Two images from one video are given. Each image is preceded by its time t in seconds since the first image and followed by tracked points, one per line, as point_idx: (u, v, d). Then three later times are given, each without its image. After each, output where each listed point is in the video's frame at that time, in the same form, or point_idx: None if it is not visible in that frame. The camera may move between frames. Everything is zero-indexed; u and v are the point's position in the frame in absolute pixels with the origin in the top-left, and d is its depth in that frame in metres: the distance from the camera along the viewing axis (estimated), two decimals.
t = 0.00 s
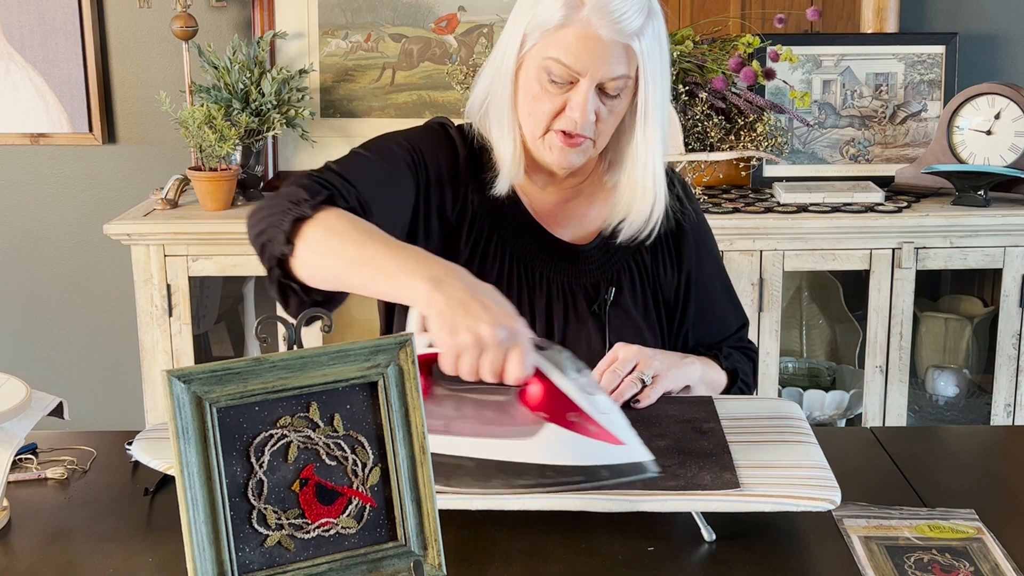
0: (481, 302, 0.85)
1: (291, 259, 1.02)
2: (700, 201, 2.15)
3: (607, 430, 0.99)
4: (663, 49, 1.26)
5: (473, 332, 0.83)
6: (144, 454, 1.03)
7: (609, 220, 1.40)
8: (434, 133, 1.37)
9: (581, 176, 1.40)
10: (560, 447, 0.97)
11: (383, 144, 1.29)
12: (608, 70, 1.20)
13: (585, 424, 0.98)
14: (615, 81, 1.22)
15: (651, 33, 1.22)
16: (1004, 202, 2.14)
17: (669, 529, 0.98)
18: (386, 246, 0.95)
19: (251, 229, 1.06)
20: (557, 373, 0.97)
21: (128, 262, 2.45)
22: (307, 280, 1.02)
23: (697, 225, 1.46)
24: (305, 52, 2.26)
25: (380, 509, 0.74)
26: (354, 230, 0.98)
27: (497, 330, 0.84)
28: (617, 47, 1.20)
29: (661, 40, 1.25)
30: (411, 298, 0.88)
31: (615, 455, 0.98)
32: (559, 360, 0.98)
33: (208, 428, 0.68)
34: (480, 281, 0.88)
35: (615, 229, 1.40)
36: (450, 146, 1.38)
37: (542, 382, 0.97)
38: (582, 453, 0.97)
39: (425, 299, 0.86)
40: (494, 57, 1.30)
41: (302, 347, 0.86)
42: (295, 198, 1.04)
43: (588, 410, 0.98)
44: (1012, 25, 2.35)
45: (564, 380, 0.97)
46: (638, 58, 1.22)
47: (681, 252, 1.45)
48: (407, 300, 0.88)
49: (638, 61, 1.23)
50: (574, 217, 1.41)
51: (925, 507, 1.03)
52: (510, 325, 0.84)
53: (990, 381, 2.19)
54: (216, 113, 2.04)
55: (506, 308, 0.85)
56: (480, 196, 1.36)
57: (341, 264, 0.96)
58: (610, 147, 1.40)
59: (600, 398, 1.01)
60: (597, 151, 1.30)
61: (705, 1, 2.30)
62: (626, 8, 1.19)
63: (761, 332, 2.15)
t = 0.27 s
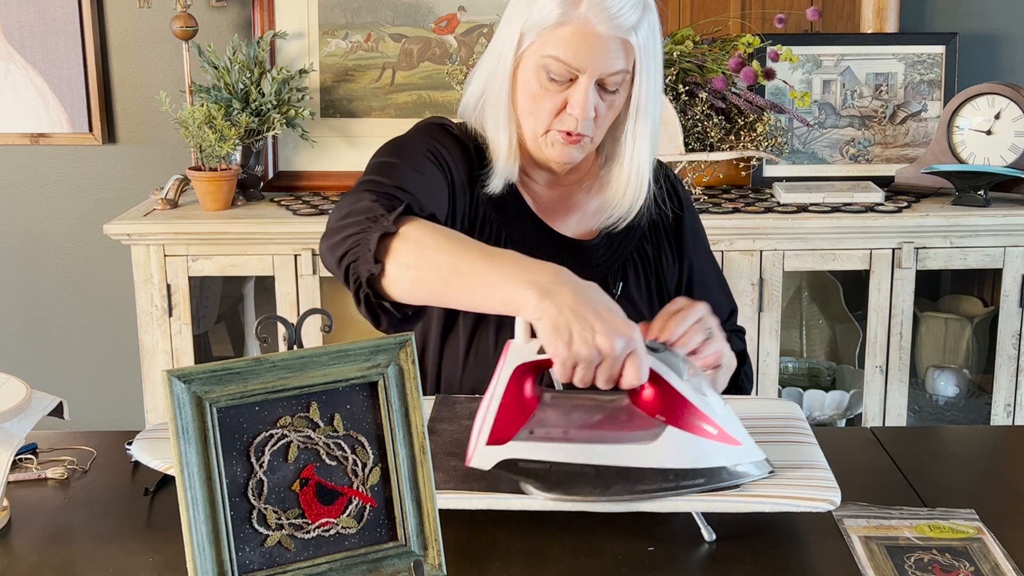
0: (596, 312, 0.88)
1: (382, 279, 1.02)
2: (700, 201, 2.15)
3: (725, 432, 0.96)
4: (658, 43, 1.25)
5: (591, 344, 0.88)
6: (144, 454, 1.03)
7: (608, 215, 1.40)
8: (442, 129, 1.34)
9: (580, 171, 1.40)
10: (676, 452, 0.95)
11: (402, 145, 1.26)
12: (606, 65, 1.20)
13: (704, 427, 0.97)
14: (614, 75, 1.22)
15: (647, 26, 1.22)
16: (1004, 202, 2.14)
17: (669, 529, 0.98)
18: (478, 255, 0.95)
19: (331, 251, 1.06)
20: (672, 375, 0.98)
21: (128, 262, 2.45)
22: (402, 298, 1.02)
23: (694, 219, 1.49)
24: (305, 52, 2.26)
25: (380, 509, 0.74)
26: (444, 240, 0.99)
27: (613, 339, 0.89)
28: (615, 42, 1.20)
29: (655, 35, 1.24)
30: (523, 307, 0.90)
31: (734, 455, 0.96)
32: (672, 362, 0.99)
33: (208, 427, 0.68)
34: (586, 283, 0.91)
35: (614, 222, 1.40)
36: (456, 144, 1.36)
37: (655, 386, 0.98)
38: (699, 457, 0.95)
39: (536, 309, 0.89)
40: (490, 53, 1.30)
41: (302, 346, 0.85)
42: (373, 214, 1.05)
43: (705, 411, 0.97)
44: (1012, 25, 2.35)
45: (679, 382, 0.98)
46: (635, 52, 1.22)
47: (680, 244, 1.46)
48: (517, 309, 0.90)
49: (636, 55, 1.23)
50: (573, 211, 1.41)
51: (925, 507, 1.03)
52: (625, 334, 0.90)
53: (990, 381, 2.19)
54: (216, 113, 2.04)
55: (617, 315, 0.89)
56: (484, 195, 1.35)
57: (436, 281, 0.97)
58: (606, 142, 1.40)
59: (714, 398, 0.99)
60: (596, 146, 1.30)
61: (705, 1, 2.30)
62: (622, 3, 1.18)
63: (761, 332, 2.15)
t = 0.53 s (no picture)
0: (609, 286, 0.97)
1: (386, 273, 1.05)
2: (700, 201, 2.15)
3: (721, 386, 1.09)
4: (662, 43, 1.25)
5: (608, 313, 0.96)
6: (144, 454, 1.03)
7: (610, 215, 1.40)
8: (445, 128, 1.35)
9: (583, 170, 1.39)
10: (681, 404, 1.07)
11: (400, 146, 1.28)
12: (613, 66, 1.20)
13: (701, 378, 1.08)
14: (620, 76, 1.21)
15: (652, 27, 1.22)
16: (1004, 202, 2.14)
17: (669, 529, 0.98)
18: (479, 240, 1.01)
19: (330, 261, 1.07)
20: (673, 336, 1.09)
21: (128, 262, 2.45)
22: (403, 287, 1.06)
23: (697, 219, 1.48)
24: (305, 52, 2.26)
25: (380, 509, 0.74)
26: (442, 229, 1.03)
27: (628, 308, 0.97)
28: (621, 42, 1.19)
29: (660, 35, 1.24)
30: (537, 287, 0.97)
31: (728, 405, 1.09)
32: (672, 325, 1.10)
33: (208, 427, 0.68)
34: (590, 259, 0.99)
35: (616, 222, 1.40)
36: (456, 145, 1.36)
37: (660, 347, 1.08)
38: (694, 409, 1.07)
39: (551, 288, 0.96)
40: (493, 55, 1.29)
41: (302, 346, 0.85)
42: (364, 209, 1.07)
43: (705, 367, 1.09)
44: (1012, 25, 2.35)
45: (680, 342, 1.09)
46: (639, 53, 1.22)
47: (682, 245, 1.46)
48: (532, 289, 0.97)
49: (642, 56, 1.23)
50: (577, 212, 1.40)
51: (926, 507, 1.03)
52: (637, 303, 0.98)
53: (990, 381, 2.19)
54: (216, 113, 2.04)
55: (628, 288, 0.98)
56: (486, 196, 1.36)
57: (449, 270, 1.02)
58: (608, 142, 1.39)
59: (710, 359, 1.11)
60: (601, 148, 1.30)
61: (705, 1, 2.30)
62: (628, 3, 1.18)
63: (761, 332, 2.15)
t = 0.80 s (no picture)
0: (558, 275, 1.02)
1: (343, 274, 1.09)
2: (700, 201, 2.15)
3: (667, 373, 1.12)
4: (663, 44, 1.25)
5: (557, 300, 1.01)
6: (144, 454, 1.03)
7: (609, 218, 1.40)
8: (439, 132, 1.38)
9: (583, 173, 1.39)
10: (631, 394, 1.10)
11: (388, 146, 1.30)
12: (614, 67, 1.20)
13: (650, 367, 1.11)
14: (621, 78, 1.21)
15: (654, 28, 1.21)
16: (1003, 202, 2.14)
17: (669, 529, 0.97)
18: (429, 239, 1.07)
19: (286, 260, 1.09)
20: (623, 327, 1.12)
21: (128, 262, 2.45)
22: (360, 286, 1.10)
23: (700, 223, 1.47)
24: (305, 51, 2.26)
25: (380, 509, 0.74)
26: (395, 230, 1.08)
27: (577, 295, 1.01)
28: (622, 43, 1.20)
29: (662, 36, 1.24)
30: (491, 280, 1.03)
31: (675, 392, 1.12)
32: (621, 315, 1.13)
33: (208, 428, 0.68)
34: (539, 253, 1.05)
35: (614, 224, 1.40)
36: (453, 146, 1.38)
37: (611, 337, 1.12)
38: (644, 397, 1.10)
39: (504, 278, 1.02)
40: (493, 56, 1.29)
41: (302, 347, 0.85)
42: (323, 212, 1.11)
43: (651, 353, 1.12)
44: (1011, 25, 2.35)
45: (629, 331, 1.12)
46: (641, 54, 1.22)
47: (683, 248, 1.45)
48: (485, 281, 1.03)
49: (643, 57, 1.22)
50: (576, 215, 1.41)
51: (926, 507, 1.03)
52: (585, 290, 1.02)
53: (990, 381, 2.19)
54: (216, 113, 2.04)
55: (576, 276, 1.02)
56: (482, 197, 1.37)
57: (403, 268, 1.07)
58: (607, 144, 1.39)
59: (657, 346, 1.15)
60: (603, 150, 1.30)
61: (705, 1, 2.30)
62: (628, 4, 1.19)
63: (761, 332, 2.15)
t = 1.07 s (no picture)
0: (526, 297, 0.91)
1: (325, 283, 1.07)
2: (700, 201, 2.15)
3: (648, 423, 1.01)
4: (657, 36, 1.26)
5: (518, 326, 0.90)
6: (144, 454, 1.03)
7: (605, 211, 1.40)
8: (440, 135, 1.38)
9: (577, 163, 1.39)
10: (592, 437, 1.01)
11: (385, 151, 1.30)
12: (606, 56, 1.20)
13: (625, 414, 1.02)
14: (614, 67, 1.22)
15: (646, 17, 1.22)
16: (1004, 202, 2.14)
17: (669, 529, 0.97)
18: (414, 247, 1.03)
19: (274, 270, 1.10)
20: (600, 364, 1.03)
21: (128, 262, 2.45)
22: (346, 299, 1.07)
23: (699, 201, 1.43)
24: (305, 51, 2.26)
25: (380, 509, 0.74)
26: (383, 242, 1.04)
27: (540, 323, 0.90)
28: (614, 33, 1.19)
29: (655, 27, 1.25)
30: (460, 296, 0.95)
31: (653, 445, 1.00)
32: (604, 353, 1.04)
33: (208, 428, 0.68)
34: (522, 273, 0.95)
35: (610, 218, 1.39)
36: (451, 147, 1.38)
37: (586, 374, 1.03)
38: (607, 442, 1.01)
39: (470, 295, 0.94)
40: (489, 50, 1.30)
41: (302, 347, 0.85)
42: (313, 220, 1.09)
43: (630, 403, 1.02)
44: (1011, 26, 2.35)
45: (607, 372, 1.02)
46: (634, 42, 1.22)
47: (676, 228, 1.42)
48: (456, 297, 0.96)
49: (636, 47, 1.22)
50: (571, 208, 1.40)
51: (926, 507, 1.03)
52: (552, 319, 0.91)
53: (990, 381, 2.19)
54: (216, 113, 2.04)
55: (546, 301, 0.91)
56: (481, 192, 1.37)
57: (381, 280, 1.03)
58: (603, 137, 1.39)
59: (645, 391, 1.04)
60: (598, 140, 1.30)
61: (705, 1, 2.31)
62: None
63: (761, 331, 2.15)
